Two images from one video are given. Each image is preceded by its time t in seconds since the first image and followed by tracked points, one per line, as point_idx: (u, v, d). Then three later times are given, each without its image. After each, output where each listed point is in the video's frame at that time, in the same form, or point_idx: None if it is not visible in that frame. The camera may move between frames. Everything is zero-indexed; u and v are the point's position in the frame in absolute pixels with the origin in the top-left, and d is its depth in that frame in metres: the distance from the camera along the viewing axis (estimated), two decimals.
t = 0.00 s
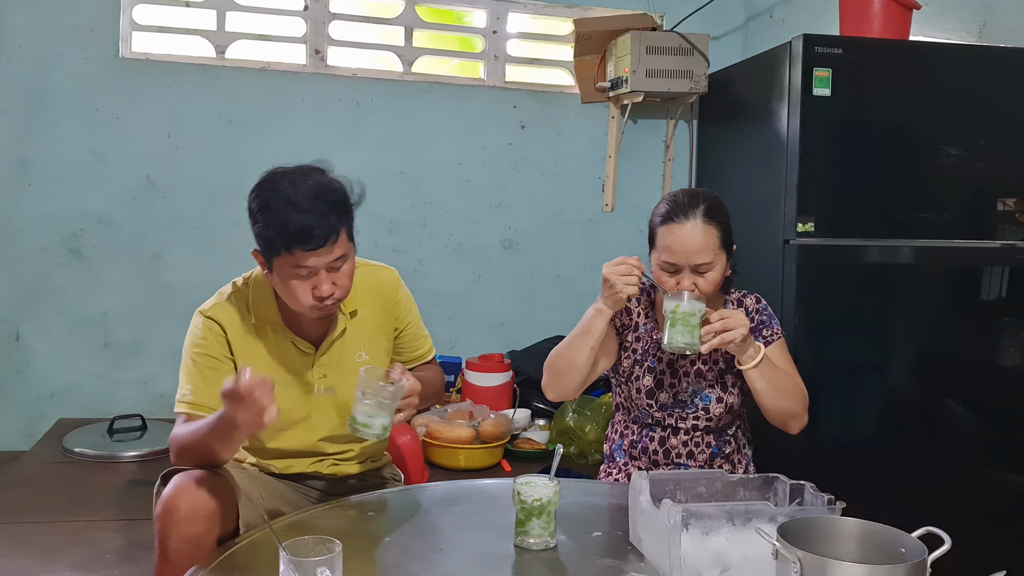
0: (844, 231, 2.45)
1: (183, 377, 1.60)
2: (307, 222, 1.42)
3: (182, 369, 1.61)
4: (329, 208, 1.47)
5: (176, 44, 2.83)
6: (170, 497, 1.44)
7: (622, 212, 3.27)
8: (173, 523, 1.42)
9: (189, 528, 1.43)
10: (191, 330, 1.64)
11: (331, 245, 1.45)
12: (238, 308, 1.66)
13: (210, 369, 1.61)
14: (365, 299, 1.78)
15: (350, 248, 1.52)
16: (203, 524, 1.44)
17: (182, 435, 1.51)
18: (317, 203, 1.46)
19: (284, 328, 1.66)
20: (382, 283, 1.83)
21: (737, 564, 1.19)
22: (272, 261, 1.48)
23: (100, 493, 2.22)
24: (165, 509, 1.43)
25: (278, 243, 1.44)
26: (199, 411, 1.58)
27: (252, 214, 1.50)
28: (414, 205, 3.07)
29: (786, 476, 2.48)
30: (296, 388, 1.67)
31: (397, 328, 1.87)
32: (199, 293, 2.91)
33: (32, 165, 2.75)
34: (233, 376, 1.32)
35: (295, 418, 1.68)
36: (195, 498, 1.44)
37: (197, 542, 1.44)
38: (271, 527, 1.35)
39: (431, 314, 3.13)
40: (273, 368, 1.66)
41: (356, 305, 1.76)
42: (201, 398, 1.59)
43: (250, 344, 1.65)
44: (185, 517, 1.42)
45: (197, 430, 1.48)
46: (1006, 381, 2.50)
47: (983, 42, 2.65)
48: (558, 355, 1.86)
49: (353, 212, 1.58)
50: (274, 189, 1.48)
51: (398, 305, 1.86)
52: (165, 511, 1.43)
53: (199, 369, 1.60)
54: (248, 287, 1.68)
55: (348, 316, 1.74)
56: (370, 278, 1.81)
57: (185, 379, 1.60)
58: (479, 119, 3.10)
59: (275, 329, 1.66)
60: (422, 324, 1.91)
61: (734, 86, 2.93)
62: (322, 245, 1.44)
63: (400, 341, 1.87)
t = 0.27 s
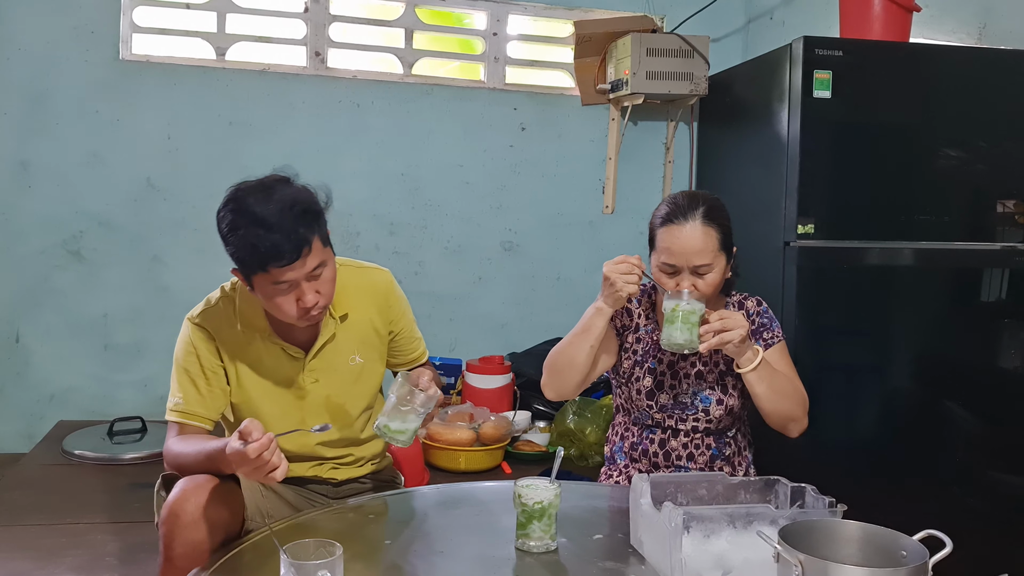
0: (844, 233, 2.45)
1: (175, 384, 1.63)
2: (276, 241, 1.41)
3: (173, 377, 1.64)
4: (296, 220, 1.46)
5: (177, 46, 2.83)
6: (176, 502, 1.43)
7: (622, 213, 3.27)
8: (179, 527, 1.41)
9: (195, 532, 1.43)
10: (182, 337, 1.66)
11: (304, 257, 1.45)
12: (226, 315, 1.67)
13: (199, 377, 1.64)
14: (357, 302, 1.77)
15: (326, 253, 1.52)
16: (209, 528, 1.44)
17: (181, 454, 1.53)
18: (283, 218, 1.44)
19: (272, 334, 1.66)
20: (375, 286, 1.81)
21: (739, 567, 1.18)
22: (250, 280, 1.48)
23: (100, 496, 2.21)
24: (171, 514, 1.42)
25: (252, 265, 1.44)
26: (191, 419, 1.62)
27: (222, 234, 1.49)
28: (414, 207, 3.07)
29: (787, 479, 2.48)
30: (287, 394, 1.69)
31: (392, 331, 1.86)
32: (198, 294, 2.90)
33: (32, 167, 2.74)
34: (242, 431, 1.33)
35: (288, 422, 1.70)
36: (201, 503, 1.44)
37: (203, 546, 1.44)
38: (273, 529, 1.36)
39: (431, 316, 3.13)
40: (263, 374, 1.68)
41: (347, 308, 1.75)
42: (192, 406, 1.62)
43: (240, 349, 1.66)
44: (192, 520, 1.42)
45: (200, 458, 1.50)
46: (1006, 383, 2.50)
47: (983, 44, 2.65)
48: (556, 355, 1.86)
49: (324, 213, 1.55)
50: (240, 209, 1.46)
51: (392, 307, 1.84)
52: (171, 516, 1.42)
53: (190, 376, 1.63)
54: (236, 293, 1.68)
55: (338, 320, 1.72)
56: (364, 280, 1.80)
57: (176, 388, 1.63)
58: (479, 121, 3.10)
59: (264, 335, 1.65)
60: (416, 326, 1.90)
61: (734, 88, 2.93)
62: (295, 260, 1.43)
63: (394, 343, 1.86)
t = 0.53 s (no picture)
0: (844, 236, 2.46)
1: (172, 389, 1.63)
2: (261, 250, 1.41)
3: (171, 381, 1.64)
4: (282, 227, 1.45)
5: (177, 48, 2.83)
6: (176, 504, 1.43)
7: (621, 216, 3.28)
8: (179, 530, 1.41)
9: (196, 535, 1.42)
10: (178, 342, 1.66)
11: (290, 264, 1.45)
12: (221, 319, 1.66)
13: (196, 382, 1.64)
14: (354, 304, 1.77)
15: (315, 257, 1.52)
16: (210, 530, 1.44)
17: (182, 457, 1.54)
18: (267, 226, 1.43)
19: (268, 337, 1.66)
20: (371, 288, 1.81)
21: (738, 571, 1.18)
22: (241, 287, 1.49)
23: (99, 498, 2.21)
24: (171, 517, 1.41)
25: (240, 274, 1.45)
26: (189, 423, 1.62)
27: (210, 242, 1.50)
28: (414, 209, 3.07)
29: (786, 481, 2.48)
30: (284, 396, 1.69)
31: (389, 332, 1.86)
32: (198, 296, 2.90)
33: (32, 169, 2.74)
34: (243, 430, 1.34)
35: (286, 425, 1.70)
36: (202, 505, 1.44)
37: (204, 549, 1.44)
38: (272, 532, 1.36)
39: (431, 318, 3.13)
40: (260, 377, 1.68)
41: (343, 311, 1.75)
42: (190, 410, 1.62)
43: (237, 354, 1.66)
44: (192, 523, 1.42)
45: (201, 460, 1.51)
46: (1005, 386, 2.50)
47: (982, 47, 2.65)
48: (554, 356, 1.86)
49: (312, 217, 1.54)
50: (225, 218, 1.46)
51: (389, 308, 1.84)
52: (172, 518, 1.41)
53: (187, 382, 1.63)
54: (231, 297, 1.68)
55: (334, 323, 1.72)
56: (361, 283, 1.80)
57: (173, 392, 1.63)
58: (479, 124, 3.10)
59: (259, 339, 1.65)
60: (413, 327, 1.90)
61: (734, 91, 2.93)
62: (282, 267, 1.44)
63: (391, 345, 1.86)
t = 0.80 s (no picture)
0: (844, 236, 2.46)
1: (171, 390, 1.63)
2: (260, 250, 1.41)
3: (170, 382, 1.64)
4: (281, 227, 1.45)
5: (177, 49, 2.83)
6: (175, 504, 1.43)
7: (621, 216, 3.28)
8: (178, 529, 1.41)
9: (194, 535, 1.42)
10: (178, 342, 1.66)
11: (289, 264, 1.45)
12: (221, 319, 1.66)
13: (196, 382, 1.64)
14: (353, 305, 1.77)
15: (314, 257, 1.52)
16: (207, 530, 1.44)
17: (178, 457, 1.54)
18: (267, 226, 1.44)
19: (267, 337, 1.66)
20: (371, 289, 1.82)
21: (737, 571, 1.18)
22: (240, 287, 1.49)
23: (99, 498, 2.21)
24: (170, 516, 1.42)
25: (240, 274, 1.45)
26: (188, 424, 1.62)
27: (209, 242, 1.50)
28: (414, 210, 3.07)
29: (786, 481, 2.48)
30: (284, 396, 1.69)
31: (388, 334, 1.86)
32: (198, 297, 2.91)
33: (32, 169, 2.75)
34: (236, 430, 1.35)
35: (285, 425, 1.70)
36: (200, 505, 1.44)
37: (202, 550, 1.43)
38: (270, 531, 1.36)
39: (431, 318, 3.13)
40: (259, 378, 1.68)
41: (343, 312, 1.75)
42: (189, 411, 1.62)
43: (235, 354, 1.66)
44: (190, 522, 1.42)
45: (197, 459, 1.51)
46: (1005, 385, 2.50)
47: (982, 47, 2.66)
48: (553, 354, 1.86)
49: (311, 218, 1.54)
50: (225, 218, 1.46)
51: (389, 310, 1.84)
52: (170, 518, 1.41)
53: (186, 382, 1.63)
54: (231, 297, 1.68)
55: (333, 323, 1.72)
56: (360, 283, 1.80)
57: (172, 393, 1.63)
58: (478, 124, 3.10)
59: (259, 339, 1.66)
60: (413, 329, 1.91)
61: (733, 91, 2.93)
62: (281, 267, 1.44)
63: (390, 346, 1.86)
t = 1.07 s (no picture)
0: (845, 236, 2.45)
1: (174, 389, 1.64)
2: (266, 248, 1.41)
3: (172, 381, 1.64)
4: (288, 226, 1.45)
5: (178, 49, 2.83)
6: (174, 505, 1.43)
7: (622, 216, 3.28)
8: (178, 529, 1.41)
9: (192, 536, 1.42)
10: (181, 341, 1.66)
11: (296, 264, 1.45)
12: (224, 319, 1.66)
13: (198, 382, 1.64)
14: (357, 305, 1.77)
15: (321, 258, 1.51)
16: (205, 532, 1.44)
17: (177, 457, 1.55)
18: (275, 224, 1.44)
19: (271, 337, 1.66)
20: (375, 289, 1.81)
21: (738, 570, 1.18)
22: (246, 286, 1.49)
23: (99, 497, 2.21)
24: (170, 515, 1.41)
25: (246, 272, 1.45)
26: (190, 423, 1.62)
27: (217, 240, 1.50)
28: (415, 210, 3.07)
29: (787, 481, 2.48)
30: (286, 396, 1.68)
31: (391, 334, 1.86)
32: (199, 297, 2.91)
33: (33, 169, 2.75)
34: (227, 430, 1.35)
35: (286, 425, 1.70)
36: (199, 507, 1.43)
37: (201, 551, 1.43)
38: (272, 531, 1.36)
39: (432, 318, 3.13)
40: (261, 377, 1.68)
41: (346, 312, 1.74)
42: (191, 410, 1.62)
43: (239, 353, 1.66)
44: (189, 524, 1.42)
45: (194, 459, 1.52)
46: (1006, 386, 2.50)
47: (982, 48, 2.66)
48: (554, 352, 1.86)
49: (319, 219, 1.55)
50: (233, 216, 1.47)
51: (392, 310, 1.84)
52: (170, 517, 1.41)
53: (189, 382, 1.64)
54: (235, 296, 1.68)
55: (337, 324, 1.72)
56: (363, 283, 1.80)
57: (175, 392, 1.63)
58: (479, 125, 3.10)
59: (263, 339, 1.65)
60: (416, 329, 1.91)
61: (734, 91, 2.93)
62: (288, 266, 1.44)
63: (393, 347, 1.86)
